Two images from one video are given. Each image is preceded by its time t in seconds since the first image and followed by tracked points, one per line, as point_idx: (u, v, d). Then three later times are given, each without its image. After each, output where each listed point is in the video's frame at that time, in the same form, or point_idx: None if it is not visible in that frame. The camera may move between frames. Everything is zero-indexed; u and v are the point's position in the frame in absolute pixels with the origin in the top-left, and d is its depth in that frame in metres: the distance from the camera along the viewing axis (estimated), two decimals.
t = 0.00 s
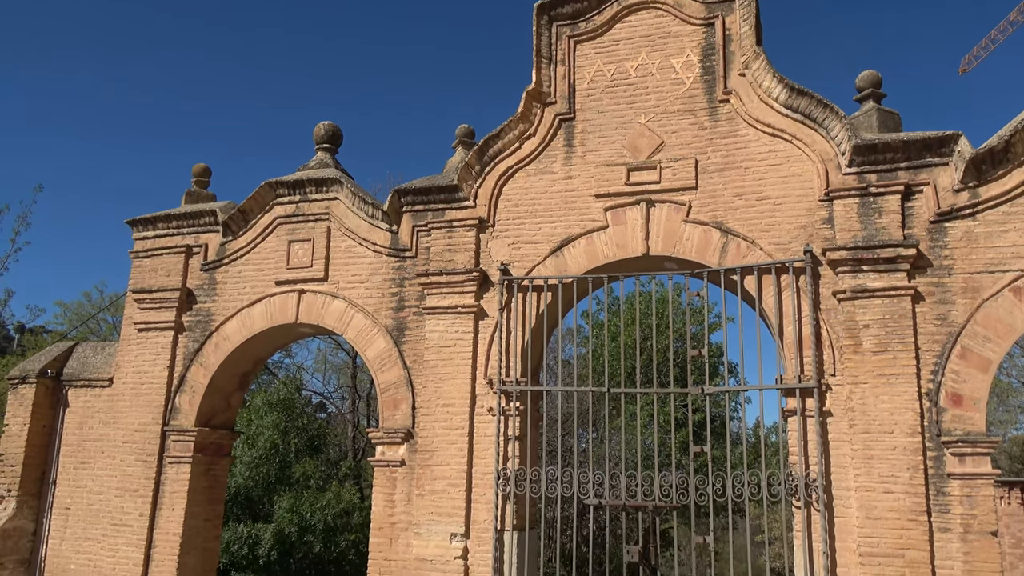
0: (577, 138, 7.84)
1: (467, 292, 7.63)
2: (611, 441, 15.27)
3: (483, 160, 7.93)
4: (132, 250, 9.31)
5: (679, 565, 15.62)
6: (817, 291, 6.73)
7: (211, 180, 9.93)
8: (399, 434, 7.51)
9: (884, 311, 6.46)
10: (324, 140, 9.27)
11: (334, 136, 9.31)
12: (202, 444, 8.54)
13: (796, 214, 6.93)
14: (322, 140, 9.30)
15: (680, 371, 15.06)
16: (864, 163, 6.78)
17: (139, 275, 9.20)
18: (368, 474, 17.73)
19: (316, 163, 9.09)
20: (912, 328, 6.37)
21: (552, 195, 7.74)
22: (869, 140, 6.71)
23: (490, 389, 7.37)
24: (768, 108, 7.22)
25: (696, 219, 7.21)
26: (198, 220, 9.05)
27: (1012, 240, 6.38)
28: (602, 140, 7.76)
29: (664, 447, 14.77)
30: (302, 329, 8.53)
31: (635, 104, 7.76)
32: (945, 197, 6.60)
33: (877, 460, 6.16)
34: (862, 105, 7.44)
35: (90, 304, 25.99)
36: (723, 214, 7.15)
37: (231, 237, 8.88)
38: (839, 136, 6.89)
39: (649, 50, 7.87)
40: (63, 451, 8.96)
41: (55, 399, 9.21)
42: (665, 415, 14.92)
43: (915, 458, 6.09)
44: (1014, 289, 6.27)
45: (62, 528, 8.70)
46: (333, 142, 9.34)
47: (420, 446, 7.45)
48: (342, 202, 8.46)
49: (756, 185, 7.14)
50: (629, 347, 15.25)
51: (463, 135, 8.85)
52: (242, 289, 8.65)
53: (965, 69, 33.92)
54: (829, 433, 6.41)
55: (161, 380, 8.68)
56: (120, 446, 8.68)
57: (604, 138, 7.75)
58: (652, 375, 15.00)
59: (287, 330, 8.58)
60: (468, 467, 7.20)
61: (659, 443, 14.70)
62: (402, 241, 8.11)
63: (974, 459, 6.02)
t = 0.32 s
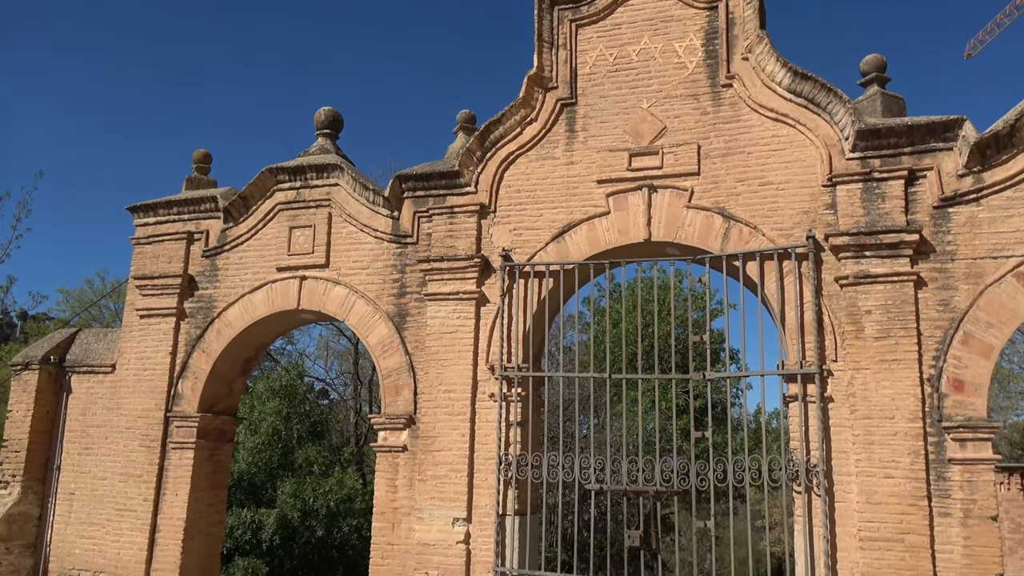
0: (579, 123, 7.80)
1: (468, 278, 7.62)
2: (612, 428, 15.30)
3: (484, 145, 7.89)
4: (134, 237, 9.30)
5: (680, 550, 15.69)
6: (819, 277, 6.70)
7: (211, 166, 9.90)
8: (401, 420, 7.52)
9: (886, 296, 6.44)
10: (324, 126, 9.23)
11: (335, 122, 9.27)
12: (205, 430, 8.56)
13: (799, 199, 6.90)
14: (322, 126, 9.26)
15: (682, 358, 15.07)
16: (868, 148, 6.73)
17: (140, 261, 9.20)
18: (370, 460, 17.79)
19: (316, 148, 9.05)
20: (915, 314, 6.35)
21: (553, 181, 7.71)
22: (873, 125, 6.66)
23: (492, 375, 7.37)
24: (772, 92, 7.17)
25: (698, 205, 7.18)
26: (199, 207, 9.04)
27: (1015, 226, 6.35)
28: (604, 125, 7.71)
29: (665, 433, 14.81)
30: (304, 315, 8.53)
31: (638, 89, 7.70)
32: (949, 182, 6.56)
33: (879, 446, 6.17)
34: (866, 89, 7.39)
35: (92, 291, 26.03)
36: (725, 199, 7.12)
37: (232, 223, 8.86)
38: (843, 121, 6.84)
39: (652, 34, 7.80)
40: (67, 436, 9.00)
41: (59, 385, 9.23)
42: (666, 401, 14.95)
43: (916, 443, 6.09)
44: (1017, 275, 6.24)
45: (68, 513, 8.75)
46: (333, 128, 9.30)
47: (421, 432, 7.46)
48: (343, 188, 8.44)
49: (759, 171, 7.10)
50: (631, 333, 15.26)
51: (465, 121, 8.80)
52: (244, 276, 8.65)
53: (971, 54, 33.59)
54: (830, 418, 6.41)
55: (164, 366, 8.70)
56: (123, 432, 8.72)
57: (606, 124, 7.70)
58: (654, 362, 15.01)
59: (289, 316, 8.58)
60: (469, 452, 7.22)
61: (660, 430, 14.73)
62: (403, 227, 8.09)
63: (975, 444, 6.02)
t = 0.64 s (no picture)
0: (581, 109, 7.75)
1: (470, 264, 7.60)
2: (614, 414, 15.34)
3: (486, 131, 7.85)
4: (135, 224, 9.30)
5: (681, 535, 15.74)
6: (822, 263, 6.67)
7: (212, 153, 9.87)
8: (403, 406, 7.53)
9: (889, 283, 6.42)
10: (325, 112, 9.19)
11: (335, 107, 9.23)
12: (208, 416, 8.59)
13: (802, 184, 6.86)
14: (323, 112, 9.22)
15: (684, 344, 15.07)
16: (872, 134, 6.68)
17: (142, 248, 9.20)
18: (373, 447, 17.84)
19: (317, 135, 9.02)
20: (918, 300, 6.33)
21: (555, 167, 7.68)
22: (877, 110, 6.61)
23: (494, 362, 7.37)
24: (775, 77, 7.11)
25: (700, 191, 7.15)
26: (201, 193, 9.02)
27: (1020, 212, 6.31)
28: (606, 111, 7.66)
29: (667, 419, 14.84)
30: (306, 302, 8.53)
31: (640, 74, 7.65)
32: (954, 168, 6.52)
33: (880, 432, 6.16)
34: (871, 74, 7.32)
35: (94, 278, 26.04)
36: (728, 185, 7.08)
37: (233, 210, 8.84)
38: (847, 106, 6.78)
39: (654, 18, 7.73)
40: (71, 423, 9.04)
41: (62, 372, 9.26)
42: (668, 387, 14.98)
43: (918, 430, 6.09)
44: (1021, 261, 6.21)
45: (73, 498, 8.81)
46: (334, 114, 9.25)
47: (423, 418, 7.47)
48: (344, 175, 8.41)
49: (762, 156, 7.06)
50: (633, 320, 15.25)
51: (466, 107, 8.76)
52: (245, 263, 8.64)
53: (976, 38, 33.32)
54: (832, 404, 6.40)
55: (167, 353, 8.71)
56: (127, 418, 8.75)
57: (609, 109, 7.65)
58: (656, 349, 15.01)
59: (291, 303, 8.58)
60: (471, 438, 7.24)
61: (661, 416, 14.76)
62: (405, 214, 8.07)
63: (977, 431, 6.01)
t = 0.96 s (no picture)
0: (582, 95, 7.70)
1: (472, 252, 7.59)
2: (615, 401, 15.36)
3: (487, 118, 7.81)
4: (137, 211, 9.29)
5: (682, 521, 15.80)
6: (825, 250, 6.65)
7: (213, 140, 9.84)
8: (405, 393, 7.54)
9: (892, 270, 6.39)
10: (326, 98, 9.14)
11: (336, 94, 9.18)
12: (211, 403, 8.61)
13: (805, 171, 6.82)
14: (324, 99, 9.17)
15: (686, 332, 15.07)
16: (876, 119, 6.63)
17: (144, 236, 9.19)
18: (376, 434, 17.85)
19: (318, 122, 8.98)
20: (920, 287, 6.31)
21: (557, 154, 7.64)
22: (881, 95, 6.56)
23: (496, 349, 7.36)
24: (779, 63, 7.05)
25: (702, 177, 7.11)
26: (202, 181, 9.00)
27: None
28: (608, 97, 7.61)
29: (669, 407, 14.85)
30: (307, 290, 8.53)
31: (642, 60, 7.59)
32: (958, 154, 6.47)
33: (882, 419, 6.16)
34: (875, 59, 7.26)
35: (96, 266, 26.07)
36: (730, 171, 7.04)
37: (234, 197, 8.82)
38: (851, 91, 6.73)
39: (657, 3, 7.66)
40: (75, 410, 9.07)
41: (66, 359, 9.29)
42: (669, 374, 15.00)
43: (920, 417, 6.08)
44: None
45: (77, 485, 8.85)
46: (334, 101, 9.21)
47: (425, 406, 7.48)
48: (345, 162, 8.38)
49: (765, 143, 7.01)
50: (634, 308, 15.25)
51: (467, 94, 8.72)
52: (247, 251, 8.63)
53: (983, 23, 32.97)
54: (834, 391, 6.39)
55: (169, 341, 8.72)
56: (131, 405, 8.77)
57: (610, 95, 7.60)
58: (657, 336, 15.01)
59: (292, 291, 8.58)
60: (473, 425, 7.24)
61: (663, 403, 14.79)
62: (406, 201, 8.05)
63: (979, 418, 6.00)
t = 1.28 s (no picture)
0: (583, 82, 7.65)
1: (473, 240, 7.57)
2: (616, 389, 15.40)
3: (488, 105, 7.77)
4: (137, 200, 9.27)
5: (682, 509, 15.87)
6: (827, 238, 6.62)
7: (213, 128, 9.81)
8: (407, 381, 7.55)
9: (894, 258, 6.37)
10: (326, 86, 9.10)
11: (336, 82, 9.14)
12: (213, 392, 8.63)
13: (808, 158, 6.79)
14: (324, 86, 9.14)
15: (687, 320, 15.05)
16: (879, 106, 6.60)
17: (145, 224, 9.18)
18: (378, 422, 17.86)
19: (318, 109, 8.95)
20: (922, 275, 6.29)
21: (558, 141, 7.61)
22: (884, 82, 6.52)
23: (497, 337, 7.36)
24: (782, 49, 7.01)
25: (704, 165, 7.09)
26: (202, 169, 8.98)
27: None
28: (610, 84, 7.57)
29: (670, 395, 14.86)
30: (308, 278, 8.52)
31: (644, 46, 7.54)
32: (961, 141, 6.43)
33: (883, 407, 6.16)
34: (879, 45, 7.21)
35: (98, 255, 26.08)
36: (732, 159, 7.01)
37: (235, 185, 8.80)
38: (854, 78, 6.69)
39: None
40: (77, 399, 9.09)
41: (68, 348, 9.31)
42: (671, 362, 15.00)
43: (921, 404, 6.08)
44: None
45: (80, 473, 8.88)
46: (335, 88, 9.17)
47: (427, 394, 7.49)
48: (346, 150, 8.35)
49: (767, 130, 6.98)
50: (636, 296, 15.24)
51: (468, 81, 8.68)
52: (248, 239, 8.62)
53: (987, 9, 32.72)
54: (835, 379, 6.39)
55: (170, 329, 8.73)
56: (133, 393, 8.79)
57: (612, 82, 7.56)
58: (659, 325, 15.00)
59: (293, 280, 8.57)
60: (475, 413, 7.25)
61: (664, 391, 14.80)
62: (407, 189, 8.02)
63: (980, 406, 6.00)
